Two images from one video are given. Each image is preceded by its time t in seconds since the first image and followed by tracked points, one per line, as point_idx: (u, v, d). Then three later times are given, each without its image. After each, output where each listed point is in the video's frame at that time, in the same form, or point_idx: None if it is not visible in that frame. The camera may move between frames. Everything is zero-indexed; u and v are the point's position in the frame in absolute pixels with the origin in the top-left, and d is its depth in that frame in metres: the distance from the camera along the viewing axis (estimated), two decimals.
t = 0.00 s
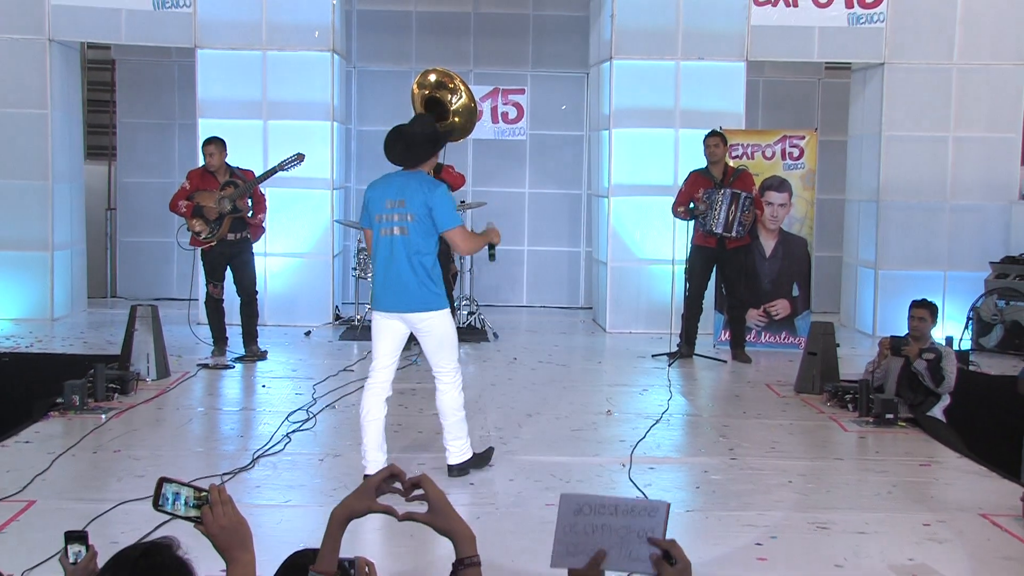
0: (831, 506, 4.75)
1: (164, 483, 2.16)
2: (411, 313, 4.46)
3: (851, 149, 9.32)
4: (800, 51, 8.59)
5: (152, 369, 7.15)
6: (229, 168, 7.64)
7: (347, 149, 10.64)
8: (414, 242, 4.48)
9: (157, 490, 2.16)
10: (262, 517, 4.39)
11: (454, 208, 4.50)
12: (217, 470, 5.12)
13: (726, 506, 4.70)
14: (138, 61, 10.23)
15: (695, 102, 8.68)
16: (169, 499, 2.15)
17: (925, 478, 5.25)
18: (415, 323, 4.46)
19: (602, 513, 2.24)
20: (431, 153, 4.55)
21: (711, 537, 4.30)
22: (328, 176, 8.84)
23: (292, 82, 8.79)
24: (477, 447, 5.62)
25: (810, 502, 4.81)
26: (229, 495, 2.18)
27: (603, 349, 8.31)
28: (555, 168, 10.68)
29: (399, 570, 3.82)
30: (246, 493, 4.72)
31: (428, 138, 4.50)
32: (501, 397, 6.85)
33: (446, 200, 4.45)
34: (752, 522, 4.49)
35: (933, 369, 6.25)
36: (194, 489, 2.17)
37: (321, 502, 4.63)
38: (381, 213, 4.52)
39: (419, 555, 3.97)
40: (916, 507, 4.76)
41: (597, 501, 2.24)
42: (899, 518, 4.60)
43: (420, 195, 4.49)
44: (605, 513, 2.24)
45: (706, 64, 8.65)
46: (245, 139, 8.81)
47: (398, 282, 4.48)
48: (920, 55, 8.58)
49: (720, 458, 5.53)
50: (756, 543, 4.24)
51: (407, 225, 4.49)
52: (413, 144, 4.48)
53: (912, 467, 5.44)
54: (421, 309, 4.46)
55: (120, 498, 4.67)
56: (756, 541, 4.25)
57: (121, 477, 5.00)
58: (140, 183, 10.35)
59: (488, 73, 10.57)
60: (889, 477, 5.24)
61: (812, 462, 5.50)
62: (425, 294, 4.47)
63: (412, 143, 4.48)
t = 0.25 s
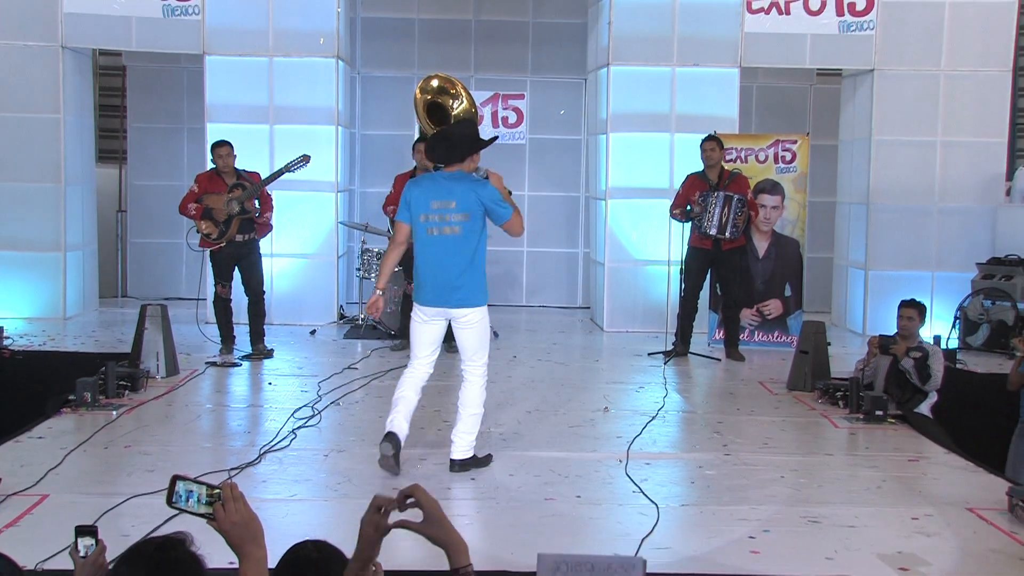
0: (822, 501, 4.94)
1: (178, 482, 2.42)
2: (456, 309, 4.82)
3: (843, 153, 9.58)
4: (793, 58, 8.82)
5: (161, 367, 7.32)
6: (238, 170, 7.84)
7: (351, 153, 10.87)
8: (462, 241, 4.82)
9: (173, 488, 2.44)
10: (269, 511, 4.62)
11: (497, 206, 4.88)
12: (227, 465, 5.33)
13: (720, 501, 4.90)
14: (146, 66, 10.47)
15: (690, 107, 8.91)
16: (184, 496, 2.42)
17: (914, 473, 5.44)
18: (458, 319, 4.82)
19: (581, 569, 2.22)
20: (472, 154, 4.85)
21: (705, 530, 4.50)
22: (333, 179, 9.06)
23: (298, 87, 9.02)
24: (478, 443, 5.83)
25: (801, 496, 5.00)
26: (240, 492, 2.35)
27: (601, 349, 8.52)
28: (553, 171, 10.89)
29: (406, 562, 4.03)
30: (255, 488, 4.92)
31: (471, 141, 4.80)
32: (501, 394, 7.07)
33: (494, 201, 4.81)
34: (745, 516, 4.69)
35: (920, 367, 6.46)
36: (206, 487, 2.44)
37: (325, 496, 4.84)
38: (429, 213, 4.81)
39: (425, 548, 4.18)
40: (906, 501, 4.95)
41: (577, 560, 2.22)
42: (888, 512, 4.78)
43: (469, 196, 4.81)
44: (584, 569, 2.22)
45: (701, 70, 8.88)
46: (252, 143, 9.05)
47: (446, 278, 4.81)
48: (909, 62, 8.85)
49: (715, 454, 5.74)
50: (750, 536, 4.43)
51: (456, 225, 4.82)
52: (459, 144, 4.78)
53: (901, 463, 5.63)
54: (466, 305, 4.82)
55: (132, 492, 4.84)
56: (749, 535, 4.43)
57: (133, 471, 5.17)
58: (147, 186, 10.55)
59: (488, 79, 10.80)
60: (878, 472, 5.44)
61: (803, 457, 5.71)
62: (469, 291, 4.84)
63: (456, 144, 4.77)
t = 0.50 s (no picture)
0: (822, 500, 4.94)
1: (183, 482, 2.47)
2: (474, 299, 4.99)
3: (843, 152, 9.59)
4: (793, 57, 8.82)
5: (161, 365, 7.33)
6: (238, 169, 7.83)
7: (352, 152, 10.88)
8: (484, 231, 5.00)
9: (177, 488, 2.48)
10: (272, 510, 4.61)
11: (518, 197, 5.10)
12: (227, 464, 5.33)
13: (720, 500, 4.89)
14: (147, 66, 10.48)
15: (690, 106, 8.91)
16: (188, 496, 2.47)
17: (914, 472, 5.44)
18: (473, 309, 4.98)
19: None
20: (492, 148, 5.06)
21: (706, 529, 4.50)
22: (333, 178, 9.07)
23: (298, 86, 9.02)
24: (478, 442, 5.84)
25: (802, 495, 5.00)
26: (245, 491, 2.41)
27: (600, 348, 8.52)
28: (553, 170, 10.89)
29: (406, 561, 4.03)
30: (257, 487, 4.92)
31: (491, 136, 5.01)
32: (501, 393, 7.07)
33: (516, 193, 5.03)
34: (745, 515, 4.69)
35: (919, 366, 6.51)
36: (212, 487, 2.49)
37: (326, 495, 4.84)
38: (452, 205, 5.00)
39: (425, 548, 4.18)
40: (906, 500, 4.95)
41: None
42: (888, 511, 4.78)
43: (491, 189, 5.01)
44: None
45: (701, 69, 8.88)
46: (252, 142, 9.05)
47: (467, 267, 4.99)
48: (909, 62, 8.85)
49: (714, 453, 5.74)
50: (750, 535, 4.43)
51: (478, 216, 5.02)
52: (479, 138, 4.98)
53: (901, 461, 5.63)
54: (483, 296, 5.00)
55: (131, 491, 4.83)
56: (749, 534, 4.43)
57: (132, 471, 5.17)
58: (147, 185, 10.57)
59: (488, 78, 10.81)
60: (878, 471, 5.44)
61: (803, 456, 5.71)
62: (488, 281, 5.02)
63: (475, 138, 4.97)
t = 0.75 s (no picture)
0: (821, 500, 4.94)
1: (191, 486, 2.44)
2: (488, 300, 5.04)
3: (843, 152, 9.59)
4: (793, 57, 8.83)
5: (162, 365, 7.32)
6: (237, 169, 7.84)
7: (352, 152, 10.88)
8: (497, 234, 5.07)
9: (185, 491, 2.44)
10: (273, 510, 4.61)
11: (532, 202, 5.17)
12: (227, 464, 5.33)
13: (721, 500, 4.89)
14: (147, 66, 10.49)
15: (690, 106, 8.92)
16: (196, 500, 2.43)
17: (914, 472, 5.44)
18: (487, 309, 5.03)
19: None
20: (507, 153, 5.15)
21: (706, 529, 4.50)
22: (333, 178, 9.06)
23: (299, 86, 9.02)
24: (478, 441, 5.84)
25: (802, 495, 5.00)
26: (253, 497, 2.39)
27: (601, 348, 8.51)
28: (554, 170, 10.90)
29: (406, 561, 4.04)
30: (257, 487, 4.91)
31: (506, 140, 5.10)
32: (501, 393, 7.07)
33: (529, 197, 5.10)
34: (745, 515, 4.69)
35: (919, 366, 6.55)
36: (220, 491, 2.45)
37: (327, 496, 4.83)
38: (467, 209, 5.11)
39: (426, 548, 4.19)
40: (906, 500, 4.95)
41: None
42: (889, 511, 4.78)
43: (505, 193, 5.10)
44: None
45: (701, 69, 8.88)
46: (252, 142, 9.05)
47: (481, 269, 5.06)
48: (909, 61, 8.85)
49: (715, 453, 5.74)
50: (750, 535, 4.43)
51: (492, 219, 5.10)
52: (493, 144, 5.07)
53: (902, 461, 5.62)
54: (496, 297, 5.05)
55: (131, 491, 4.83)
56: (749, 534, 4.44)
57: (132, 471, 5.17)
58: (148, 185, 10.58)
59: (489, 78, 10.81)
60: (879, 471, 5.44)
61: (804, 456, 5.71)
62: (502, 283, 5.07)
63: (489, 144, 5.07)
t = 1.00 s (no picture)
0: (822, 500, 4.95)
1: (201, 489, 2.43)
2: (503, 298, 5.05)
3: (843, 152, 9.59)
4: (793, 57, 8.83)
5: (162, 366, 7.31)
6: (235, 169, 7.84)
7: (352, 152, 10.88)
8: (506, 232, 5.07)
9: (194, 494, 2.43)
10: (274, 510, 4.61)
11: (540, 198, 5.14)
12: (227, 464, 5.32)
13: (721, 501, 4.89)
14: (148, 67, 10.49)
15: (691, 106, 8.92)
16: (205, 504, 2.42)
17: (915, 472, 5.44)
18: (503, 308, 5.04)
19: None
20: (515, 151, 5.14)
21: (707, 530, 4.50)
22: (334, 178, 9.06)
23: (299, 86, 9.02)
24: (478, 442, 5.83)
25: (803, 495, 5.00)
26: (263, 502, 2.41)
27: (601, 348, 8.51)
28: (554, 170, 10.90)
29: (406, 561, 4.04)
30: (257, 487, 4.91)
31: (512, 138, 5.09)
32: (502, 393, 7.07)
33: (536, 194, 5.08)
34: (746, 515, 4.69)
35: (918, 366, 6.54)
36: (229, 495, 2.44)
37: (327, 496, 4.84)
38: (476, 209, 5.13)
39: (426, 548, 4.19)
40: (906, 500, 4.95)
41: None
42: (889, 511, 4.79)
43: (511, 190, 5.10)
44: None
45: (701, 69, 8.88)
46: (252, 142, 9.06)
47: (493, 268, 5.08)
48: (910, 61, 8.86)
49: (716, 453, 5.74)
50: (750, 535, 4.43)
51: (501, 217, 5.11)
52: (498, 145, 5.08)
53: (902, 461, 5.62)
54: (510, 295, 5.06)
55: (132, 492, 4.83)
56: (750, 534, 4.44)
57: (132, 471, 5.17)
58: (149, 185, 10.58)
59: (489, 78, 10.81)
60: (879, 472, 5.44)
61: (804, 456, 5.71)
62: (515, 280, 5.07)
63: (497, 144, 5.07)
